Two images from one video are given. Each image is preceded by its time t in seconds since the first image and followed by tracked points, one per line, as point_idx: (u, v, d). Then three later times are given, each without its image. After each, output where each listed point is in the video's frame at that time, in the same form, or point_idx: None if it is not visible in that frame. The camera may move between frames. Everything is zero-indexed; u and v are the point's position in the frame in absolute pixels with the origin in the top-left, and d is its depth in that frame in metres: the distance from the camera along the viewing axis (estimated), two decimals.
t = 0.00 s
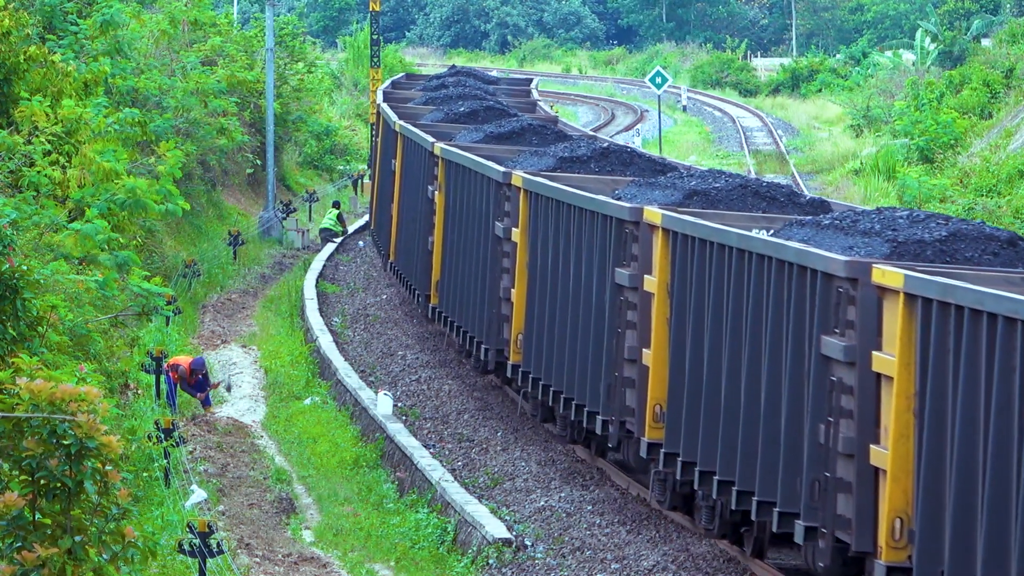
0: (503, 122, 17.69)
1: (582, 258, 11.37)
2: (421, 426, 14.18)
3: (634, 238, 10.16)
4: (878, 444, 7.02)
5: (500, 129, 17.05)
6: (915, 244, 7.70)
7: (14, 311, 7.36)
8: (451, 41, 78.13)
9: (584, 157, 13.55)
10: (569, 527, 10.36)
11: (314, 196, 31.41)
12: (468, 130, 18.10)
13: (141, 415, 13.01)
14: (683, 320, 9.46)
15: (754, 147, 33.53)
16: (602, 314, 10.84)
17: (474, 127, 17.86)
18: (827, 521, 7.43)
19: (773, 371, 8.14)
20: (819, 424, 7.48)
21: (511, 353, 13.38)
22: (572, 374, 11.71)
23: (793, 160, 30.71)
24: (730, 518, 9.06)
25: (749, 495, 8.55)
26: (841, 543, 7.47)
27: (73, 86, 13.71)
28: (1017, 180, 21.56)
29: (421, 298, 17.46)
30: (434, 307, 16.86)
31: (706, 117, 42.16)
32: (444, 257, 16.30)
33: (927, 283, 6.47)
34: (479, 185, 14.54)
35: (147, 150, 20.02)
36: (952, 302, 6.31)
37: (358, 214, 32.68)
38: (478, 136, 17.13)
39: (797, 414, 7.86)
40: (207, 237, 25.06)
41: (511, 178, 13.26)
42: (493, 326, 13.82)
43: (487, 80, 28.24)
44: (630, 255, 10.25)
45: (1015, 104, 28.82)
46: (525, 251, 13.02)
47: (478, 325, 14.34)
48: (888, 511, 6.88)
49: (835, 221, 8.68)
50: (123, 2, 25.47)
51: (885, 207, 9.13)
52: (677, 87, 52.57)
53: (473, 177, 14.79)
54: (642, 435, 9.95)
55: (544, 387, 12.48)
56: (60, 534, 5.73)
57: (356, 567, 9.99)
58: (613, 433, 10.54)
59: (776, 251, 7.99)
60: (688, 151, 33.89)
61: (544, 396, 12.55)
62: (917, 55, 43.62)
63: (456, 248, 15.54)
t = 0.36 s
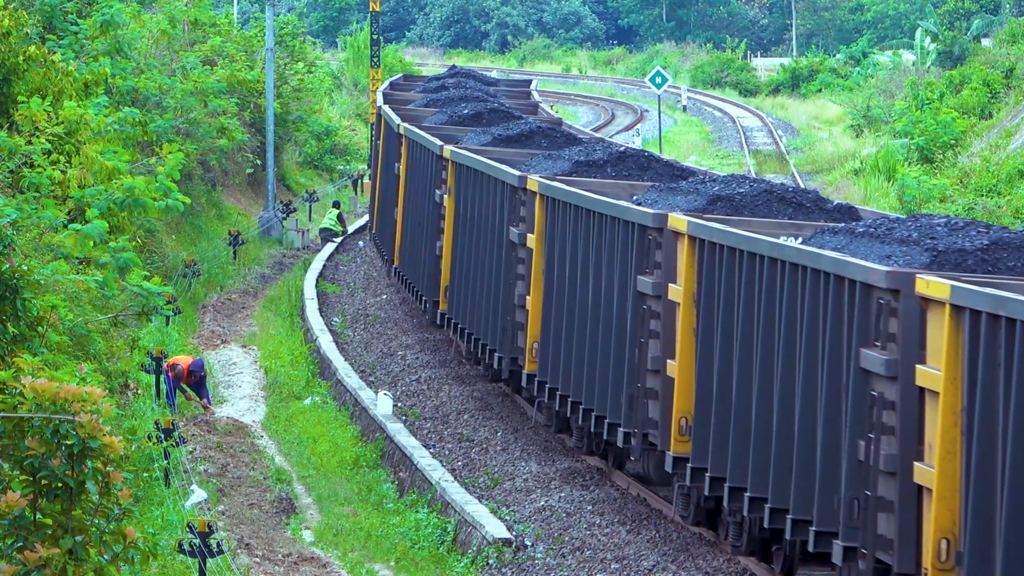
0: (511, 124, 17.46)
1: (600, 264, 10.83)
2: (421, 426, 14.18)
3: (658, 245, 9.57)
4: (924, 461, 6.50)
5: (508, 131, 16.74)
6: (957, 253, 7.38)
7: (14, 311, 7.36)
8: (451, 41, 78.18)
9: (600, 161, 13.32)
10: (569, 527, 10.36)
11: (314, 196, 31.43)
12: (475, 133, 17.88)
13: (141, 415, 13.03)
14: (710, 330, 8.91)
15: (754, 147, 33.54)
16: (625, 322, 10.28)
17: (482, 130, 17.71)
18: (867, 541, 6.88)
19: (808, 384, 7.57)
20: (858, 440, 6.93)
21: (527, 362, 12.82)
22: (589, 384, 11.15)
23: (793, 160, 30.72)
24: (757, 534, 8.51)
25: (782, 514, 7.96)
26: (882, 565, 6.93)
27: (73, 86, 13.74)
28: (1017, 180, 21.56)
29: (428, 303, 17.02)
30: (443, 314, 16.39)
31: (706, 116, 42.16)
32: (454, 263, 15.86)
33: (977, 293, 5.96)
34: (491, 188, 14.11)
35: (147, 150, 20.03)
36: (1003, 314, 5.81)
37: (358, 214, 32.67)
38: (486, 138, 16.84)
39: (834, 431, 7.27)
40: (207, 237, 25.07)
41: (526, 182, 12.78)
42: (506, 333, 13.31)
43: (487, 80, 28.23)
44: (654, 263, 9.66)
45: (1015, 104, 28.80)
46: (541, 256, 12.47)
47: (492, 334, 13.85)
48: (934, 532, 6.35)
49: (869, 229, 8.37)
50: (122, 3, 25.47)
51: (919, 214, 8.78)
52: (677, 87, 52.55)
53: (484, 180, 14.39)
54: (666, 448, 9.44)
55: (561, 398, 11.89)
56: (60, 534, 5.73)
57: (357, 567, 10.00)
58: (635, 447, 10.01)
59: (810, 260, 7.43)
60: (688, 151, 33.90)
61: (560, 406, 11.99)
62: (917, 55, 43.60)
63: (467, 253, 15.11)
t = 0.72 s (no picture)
0: (519, 128, 17.14)
1: (620, 271, 10.43)
2: (421, 426, 14.18)
3: (681, 253, 9.21)
4: (973, 480, 6.23)
5: (516, 135, 16.41)
6: (1001, 263, 7.10)
7: (15, 311, 7.36)
8: (451, 41, 78.19)
9: (615, 166, 12.86)
10: (569, 527, 10.35)
11: (314, 196, 31.42)
12: (481, 136, 17.57)
13: (141, 415, 13.02)
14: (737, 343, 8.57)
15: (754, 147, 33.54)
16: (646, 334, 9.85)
17: (489, 133, 17.38)
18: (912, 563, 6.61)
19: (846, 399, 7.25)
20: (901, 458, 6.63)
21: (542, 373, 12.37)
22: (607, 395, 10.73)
23: (793, 160, 30.71)
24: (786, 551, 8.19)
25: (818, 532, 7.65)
26: None
27: (73, 86, 13.72)
28: (1017, 180, 21.55)
29: (434, 310, 16.65)
30: (453, 321, 15.97)
31: (706, 117, 42.14)
32: (463, 270, 15.48)
33: None
34: (502, 193, 13.71)
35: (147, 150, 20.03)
36: None
37: (358, 214, 32.66)
38: (493, 142, 16.53)
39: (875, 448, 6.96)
40: (207, 237, 25.07)
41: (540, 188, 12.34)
42: (520, 342, 12.89)
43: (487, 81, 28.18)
44: (677, 272, 9.28)
45: (1015, 104, 28.79)
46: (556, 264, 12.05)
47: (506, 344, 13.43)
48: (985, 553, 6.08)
49: (907, 237, 8.05)
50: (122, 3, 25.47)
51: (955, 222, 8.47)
52: (677, 87, 52.54)
53: (496, 185, 13.97)
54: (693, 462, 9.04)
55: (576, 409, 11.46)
56: (60, 533, 5.72)
57: (356, 567, 9.99)
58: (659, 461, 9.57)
59: (850, 270, 7.10)
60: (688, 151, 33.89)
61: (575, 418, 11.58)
62: (917, 56, 43.59)
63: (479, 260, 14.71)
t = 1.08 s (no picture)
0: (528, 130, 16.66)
1: (643, 280, 9.94)
2: (421, 426, 14.18)
3: (710, 262, 8.75)
4: None
5: (526, 137, 15.94)
6: None
7: (15, 311, 7.36)
8: (451, 41, 78.22)
9: (634, 169, 12.27)
10: (569, 527, 10.35)
11: (314, 196, 31.44)
12: (488, 139, 17.10)
13: (141, 415, 13.02)
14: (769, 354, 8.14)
15: (754, 147, 33.56)
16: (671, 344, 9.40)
17: (497, 135, 16.95)
18: None
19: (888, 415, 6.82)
20: (949, 478, 6.24)
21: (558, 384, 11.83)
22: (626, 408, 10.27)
23: (793, 160, 30.70)
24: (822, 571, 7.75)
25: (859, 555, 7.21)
26: None
27: (72, 86, 13.72)
28: (1017, 181, 21.54)
29: (441, 315, 16.20)
30: (462, 328, 15.47)
31: (706, 117, 42.14)
32: (475, 277, 14.97)
33: None
34: (516, 198, 13.20)
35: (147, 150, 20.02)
36: None
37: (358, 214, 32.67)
38: (502, 145, 16.06)
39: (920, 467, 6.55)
40: (207, 237, 25.06)
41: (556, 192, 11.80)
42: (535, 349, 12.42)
43: (487, 82, 28.16)
44: (704, 280, 8.82)
45: (1015, 104, 28.78)
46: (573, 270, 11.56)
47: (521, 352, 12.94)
48: None
49: (949, 245, 7.64)
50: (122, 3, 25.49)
51: (998, 231, 8.07)
52: (678, 87, 52.52)
53: (509, 189, 13.49)
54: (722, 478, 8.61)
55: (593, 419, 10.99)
56: (59, 533, 5.72)
57: (356, 567, 9.99)
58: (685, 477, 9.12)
59: (891, 280, 6.68)
60: (688, 151, 33.90)
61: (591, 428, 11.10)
62: (917, 55, 43.59)
63: (490, 266, 14.20)
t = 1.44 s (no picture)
0: (538, 134, 16.26)
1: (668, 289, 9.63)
2: (421, 426, 14.18)
3: (740, 271, 8.41)
4: None
5: (536, 140, 15.55)
6: None
7: (14, 311, 7.36)
8: (451, 41, 78.13)
9: (651, 174, 11.96)
10: (569, 527, 10.36)
11: (314, 196, 31.44)
12: (497, 142, 16.89)
13: (141, 415, 13.02)
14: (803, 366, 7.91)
15: (754, 147, 33.56)
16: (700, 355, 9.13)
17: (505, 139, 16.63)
18: None
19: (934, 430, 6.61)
20: (1001, 495, 6.04)
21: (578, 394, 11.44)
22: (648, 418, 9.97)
23: (793, 160, 30.70)
24: None
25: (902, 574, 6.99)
26: None
27: (72, 86, 13.72)
28: (1017, 180, 21.54)
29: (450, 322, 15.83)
30: (474, 336, 15.12)
31: (706, 117, 42.13)
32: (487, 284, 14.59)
33: None
34: (529, 204, 12.88)
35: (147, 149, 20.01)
36: None
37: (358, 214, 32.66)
38: (512, 148, 15.68)
39: (969, 484, 6.34)
40: (207, 237, 25.04)
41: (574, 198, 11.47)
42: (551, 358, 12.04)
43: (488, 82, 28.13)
44: (733, 289, 8.50)
45: (1015, 104, 28.77)
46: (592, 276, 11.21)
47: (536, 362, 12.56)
48: None
49: (993, 255, 7.43)
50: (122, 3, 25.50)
51: None
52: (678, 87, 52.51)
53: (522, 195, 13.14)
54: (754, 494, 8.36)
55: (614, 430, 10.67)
56: (60, 533, 5.72)
57: (356, 567, 9.99)
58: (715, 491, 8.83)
59: (939, 291, 6.48)
60: (688, 151, 33.89)
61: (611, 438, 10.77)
62: (917, 55, 43.59)
63: (502, 273, 13.86)
